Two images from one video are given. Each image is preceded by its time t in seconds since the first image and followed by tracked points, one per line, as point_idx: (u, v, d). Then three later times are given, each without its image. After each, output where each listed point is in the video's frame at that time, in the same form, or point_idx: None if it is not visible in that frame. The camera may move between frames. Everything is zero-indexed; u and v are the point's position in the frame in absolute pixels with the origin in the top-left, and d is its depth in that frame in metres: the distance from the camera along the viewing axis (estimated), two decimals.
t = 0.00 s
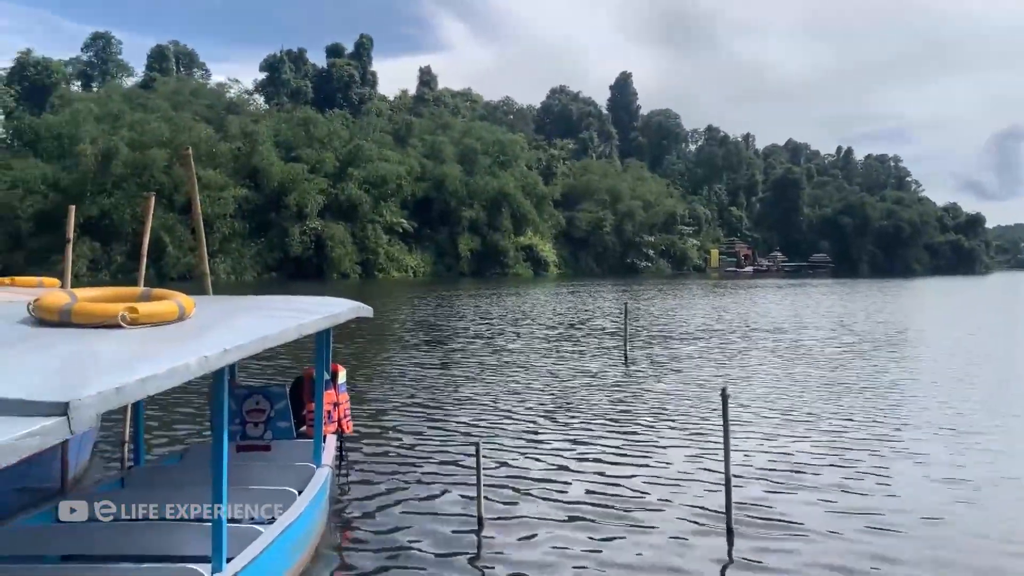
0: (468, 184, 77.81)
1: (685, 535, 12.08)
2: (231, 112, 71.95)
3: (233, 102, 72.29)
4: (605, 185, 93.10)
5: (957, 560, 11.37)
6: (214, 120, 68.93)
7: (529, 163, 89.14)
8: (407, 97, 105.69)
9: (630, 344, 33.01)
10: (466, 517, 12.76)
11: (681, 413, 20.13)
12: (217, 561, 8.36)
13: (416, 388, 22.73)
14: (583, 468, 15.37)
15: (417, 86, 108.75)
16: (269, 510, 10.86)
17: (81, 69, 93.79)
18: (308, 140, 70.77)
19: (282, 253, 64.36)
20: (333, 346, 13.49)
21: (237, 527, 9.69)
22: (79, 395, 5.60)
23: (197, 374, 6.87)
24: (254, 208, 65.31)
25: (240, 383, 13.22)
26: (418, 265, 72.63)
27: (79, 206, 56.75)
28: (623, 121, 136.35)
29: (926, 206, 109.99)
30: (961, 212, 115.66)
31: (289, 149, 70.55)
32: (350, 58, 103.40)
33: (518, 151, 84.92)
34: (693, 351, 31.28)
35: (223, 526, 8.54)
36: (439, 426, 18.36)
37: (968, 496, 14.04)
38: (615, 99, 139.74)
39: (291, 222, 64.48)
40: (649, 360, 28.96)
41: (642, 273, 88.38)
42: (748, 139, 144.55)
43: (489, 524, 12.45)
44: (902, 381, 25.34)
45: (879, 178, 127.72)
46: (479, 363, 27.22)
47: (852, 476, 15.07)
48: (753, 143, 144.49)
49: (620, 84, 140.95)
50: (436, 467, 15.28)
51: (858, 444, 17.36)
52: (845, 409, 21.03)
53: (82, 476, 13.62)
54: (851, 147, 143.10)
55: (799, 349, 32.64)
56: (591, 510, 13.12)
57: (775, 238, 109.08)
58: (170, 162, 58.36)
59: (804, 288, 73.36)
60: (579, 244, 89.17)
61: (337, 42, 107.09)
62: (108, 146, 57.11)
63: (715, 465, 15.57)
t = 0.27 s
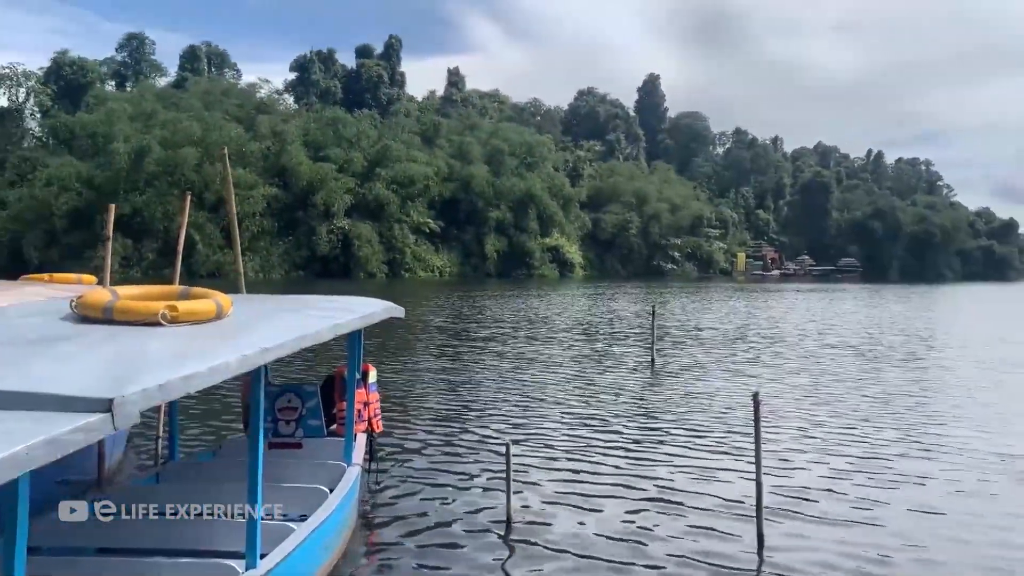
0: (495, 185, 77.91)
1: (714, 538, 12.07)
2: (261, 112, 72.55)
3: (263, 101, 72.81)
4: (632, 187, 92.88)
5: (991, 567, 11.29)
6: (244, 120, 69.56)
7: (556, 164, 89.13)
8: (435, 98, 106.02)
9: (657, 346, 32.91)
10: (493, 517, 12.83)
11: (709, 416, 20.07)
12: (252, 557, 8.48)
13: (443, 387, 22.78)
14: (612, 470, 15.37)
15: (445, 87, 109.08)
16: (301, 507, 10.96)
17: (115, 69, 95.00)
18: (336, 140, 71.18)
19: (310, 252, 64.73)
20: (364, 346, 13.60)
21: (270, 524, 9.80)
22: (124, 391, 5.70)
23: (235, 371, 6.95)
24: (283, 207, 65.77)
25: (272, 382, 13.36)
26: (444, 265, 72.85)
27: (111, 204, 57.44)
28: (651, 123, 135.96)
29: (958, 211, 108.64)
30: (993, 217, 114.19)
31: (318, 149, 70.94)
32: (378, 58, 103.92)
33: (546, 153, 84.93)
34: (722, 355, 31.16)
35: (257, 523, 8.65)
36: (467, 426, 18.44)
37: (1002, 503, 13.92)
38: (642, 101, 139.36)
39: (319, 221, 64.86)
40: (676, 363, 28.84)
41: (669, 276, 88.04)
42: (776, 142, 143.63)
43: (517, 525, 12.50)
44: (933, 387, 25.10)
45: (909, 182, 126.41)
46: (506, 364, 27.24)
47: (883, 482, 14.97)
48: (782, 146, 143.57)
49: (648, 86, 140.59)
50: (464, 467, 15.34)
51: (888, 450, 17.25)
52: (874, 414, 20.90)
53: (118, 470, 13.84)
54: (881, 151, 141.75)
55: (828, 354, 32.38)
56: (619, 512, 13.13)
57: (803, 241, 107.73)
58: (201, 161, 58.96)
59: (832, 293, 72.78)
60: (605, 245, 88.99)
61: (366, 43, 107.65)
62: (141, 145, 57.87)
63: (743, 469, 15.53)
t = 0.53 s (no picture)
0: (467, 184, 77.80)
1: (685, 534, 12.17)
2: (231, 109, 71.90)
3: (233, 100, 72.17)
4: (604, 186, 93.16)
5: (955, 558, 11.49)
6: (213, 118, 68.91)
7: (528, 163, 89.18)
8: (406, 96, 105.62)
9: (629, 345, 33.00)
10: (465, 515, 12.81)
11: (680, 413, 20.20)
12: (222, 559, 8.41)
13: (414, 387, 22.71)
14: (584, 468, 15.42)
15: (417, 85, 108.72)
16: (271, 508, 10.89)
17: (81, 66, 93.73)
18: (307, 139, 70.69)
19: (280, 251, 64.22)
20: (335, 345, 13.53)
21: (241, 525, 9.74)
22: (90, 393, 5.64)
23: (203, 371, 6.89)
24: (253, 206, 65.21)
25: (242, 382, 13.25)
26: (416, 264, 72.72)
27: (78, 203, 56.68)
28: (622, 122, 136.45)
29: (924, 209, 110.01)
30: (958, 215, 115.80)
31: (288, 147, 70.41)
32: (349, 56, 103.36)
33: (518, 152, 84.97)
34: (693, 352, 31.34)
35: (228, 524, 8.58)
36: (439, 426, 18.40)
37: (967, 496, 14.16)
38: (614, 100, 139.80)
39: (289, 220, 64.43)
40: (648, 361, 28.95)
41: (641, 274, 88.45)
42: (746, 140, 144.72)
43: (489, 524, 12.51)
44: (900, 383, 25.45)
45: (877, 181, 127.86)
46: (477, 363, 27.22)
47: (851, 477, 15.18)
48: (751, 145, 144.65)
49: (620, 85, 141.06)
50: (436, 466, 15.32)
51: (856, 445, 17.46)
52: (843, 410, 21.14)
53: (84, 473, 13.63)
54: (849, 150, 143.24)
55: (797, 351, 32.64)
56: (590, 510, 13.17)
57: (772, 240, 108.99)
58: (170, 159, 58.37)
59: (800, 291, 73.47)
60: (577, 244, 89.17)
61: (337, 41, 107.04)
62: (108, 143, 57.20)
63: (714, 465, 15.65)
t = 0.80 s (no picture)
0: (438, 183, 77.66)
1: (658, 532, 12.23)
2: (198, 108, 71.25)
3: (201, 98, 71.48)
4: (575, 185, 93.43)
5: (925, 552, 11.64)
6: (181, 117, 68.21)
7: (499, 162, 89.28)
8: (377, 95, 105.16)
9: (600, 343, 33.07)
10: (437, 515, 12.79)
11: (651, 411, 20.29)
12: (188, 566, 8.28)
13: (385, 387, 22.62)
14: (554, 467, 15.42)
15: (387, 84, 108.31)
16: (239, 510, 10.81)
17: (45, 64, 92.39)
18: (276, 137, 70.15)
19: (250, 251, 63.68)
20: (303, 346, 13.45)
21: (208, 528, 9.62)
22: (50, 396, 5.55)
23: (170, 373, 6.81)
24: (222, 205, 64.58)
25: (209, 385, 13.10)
26: (387, 263, 72.63)
27: (43, 203, 55.96)
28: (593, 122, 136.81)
29: (890, 208, 111.37)
30: (922, 214, 117.45)
31: (257, 146, 69.85)
32: (319, 55, 102.74)
33: (489, 151, 84.89)
34: (663, 351, 31.50)
35: (194, 528, 8.46)
36: (409, 426, 18.34)
37: (931, 490, 14.40)
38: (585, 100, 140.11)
39: (258, 220, 63.95)
40: (618, 360, 28.98)
41: (612, 273, 88.88)
42: (716, 140, 145.76)
43: (460, 523, 12.49)
44: (867, 380, 25.76)
45: (843, 180, 129.29)
46: (448, 363, 27.16)
47: (819, 473, 15.34)
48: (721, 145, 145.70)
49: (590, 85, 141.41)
50: (404, 467, 15.27)
51: (823, 442, 17.64)
52: (811, 407, 21.38)
53: (48, 478, 13.44)
54: (816, 150, 144.68)
55: (766, 349, 32.88)
56: (562, 508, 13.19)
57: (740, 239, 109.93)
58: (137, 159, 57.75)
59: (769, 288, 74.12)
60: (549, 242, 89.35)
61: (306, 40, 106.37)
62: (73, 142, 56.49)
63: (684, 462, 15.74)
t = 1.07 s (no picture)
0: (410, 182, 77.42)
1: (633, 530, 12.33)
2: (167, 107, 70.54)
3: (170, 98, 70.73)
4: (548, 185, 93.56)
5: (895, 547, 11.83)
6: (150, 116, 67.46)
7: (472, 162, 89.20)
8: (348, 94, 104.64)
9: (573, 343, 33.18)
10: (409, 516, 12.80)
11: (625, 411, 20.41)
12: (160, 567, 8.23)
13: (358, 388, 22.56)
14: (528, 467, 15.48)
15: (359, 83, 107.86)
16: (210, 511, 10.75)
17: (10, 62, 90.97)
18: (247, 137, 69.59)
19: (220, 251, 63.16)
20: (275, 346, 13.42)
21: (179, 530, 9.55)
22: (21, 397, 5.51)
23: (140, 373, 6.77)
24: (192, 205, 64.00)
25: (179, 387, 13.01)
26: (359, 263, 72.46)
27: (9, 203, 55.14)
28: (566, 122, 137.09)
29: (858, 207, 112.53)
30: (890, 213, 118.83)
31: (228, 145, 69.27)
32: (290, 54, 102.07)
33: (462, 151, 84.80)
34: (636, 350, 31.65)
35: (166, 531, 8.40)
36: (382, 427, 18.31)
37: (900, 485, 14.62)
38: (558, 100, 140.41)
39: (229, 220, 63.46)
40: (591, 359, 29.09)
41: (585, 272, 89.17)
42: (687, 141, 146.61)
43: (434, 523, 12.51)
44: (837, 378, 26.07)
45: (813, 180, 130.52)
46: (421, 363, 27.14)
47: (790, 470, 15.52)
48: (692, 145, 146.57)
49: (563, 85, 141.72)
50: (377, 467, 15.26)
51: (794, 439, 17.85)
52: (783, 405, 21.60)
53: (14, 482, 13.29)
54: (786, 151, 145.96)
55: (737, 348, 33.11)
56: (535, 508, 13.26)
57: (712, 238, 110.51)
58: (105, 158, 57.09)
59: (740, 288, 74.56)
60: (522, 242, 89.40)
61: (277, 38, 105.64)
62: (39, 140, 55.71)
63: (658, 461, 15.86)
